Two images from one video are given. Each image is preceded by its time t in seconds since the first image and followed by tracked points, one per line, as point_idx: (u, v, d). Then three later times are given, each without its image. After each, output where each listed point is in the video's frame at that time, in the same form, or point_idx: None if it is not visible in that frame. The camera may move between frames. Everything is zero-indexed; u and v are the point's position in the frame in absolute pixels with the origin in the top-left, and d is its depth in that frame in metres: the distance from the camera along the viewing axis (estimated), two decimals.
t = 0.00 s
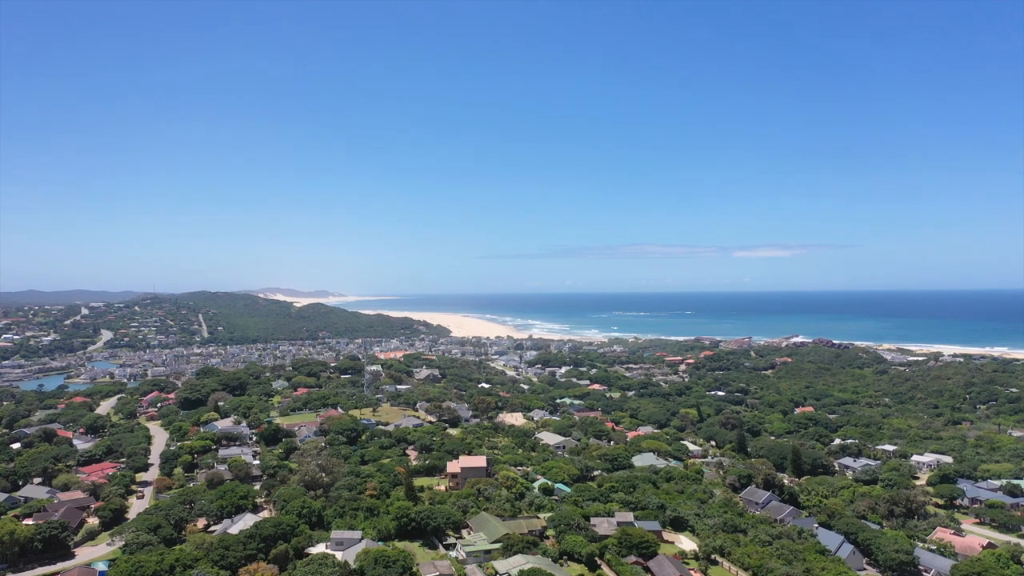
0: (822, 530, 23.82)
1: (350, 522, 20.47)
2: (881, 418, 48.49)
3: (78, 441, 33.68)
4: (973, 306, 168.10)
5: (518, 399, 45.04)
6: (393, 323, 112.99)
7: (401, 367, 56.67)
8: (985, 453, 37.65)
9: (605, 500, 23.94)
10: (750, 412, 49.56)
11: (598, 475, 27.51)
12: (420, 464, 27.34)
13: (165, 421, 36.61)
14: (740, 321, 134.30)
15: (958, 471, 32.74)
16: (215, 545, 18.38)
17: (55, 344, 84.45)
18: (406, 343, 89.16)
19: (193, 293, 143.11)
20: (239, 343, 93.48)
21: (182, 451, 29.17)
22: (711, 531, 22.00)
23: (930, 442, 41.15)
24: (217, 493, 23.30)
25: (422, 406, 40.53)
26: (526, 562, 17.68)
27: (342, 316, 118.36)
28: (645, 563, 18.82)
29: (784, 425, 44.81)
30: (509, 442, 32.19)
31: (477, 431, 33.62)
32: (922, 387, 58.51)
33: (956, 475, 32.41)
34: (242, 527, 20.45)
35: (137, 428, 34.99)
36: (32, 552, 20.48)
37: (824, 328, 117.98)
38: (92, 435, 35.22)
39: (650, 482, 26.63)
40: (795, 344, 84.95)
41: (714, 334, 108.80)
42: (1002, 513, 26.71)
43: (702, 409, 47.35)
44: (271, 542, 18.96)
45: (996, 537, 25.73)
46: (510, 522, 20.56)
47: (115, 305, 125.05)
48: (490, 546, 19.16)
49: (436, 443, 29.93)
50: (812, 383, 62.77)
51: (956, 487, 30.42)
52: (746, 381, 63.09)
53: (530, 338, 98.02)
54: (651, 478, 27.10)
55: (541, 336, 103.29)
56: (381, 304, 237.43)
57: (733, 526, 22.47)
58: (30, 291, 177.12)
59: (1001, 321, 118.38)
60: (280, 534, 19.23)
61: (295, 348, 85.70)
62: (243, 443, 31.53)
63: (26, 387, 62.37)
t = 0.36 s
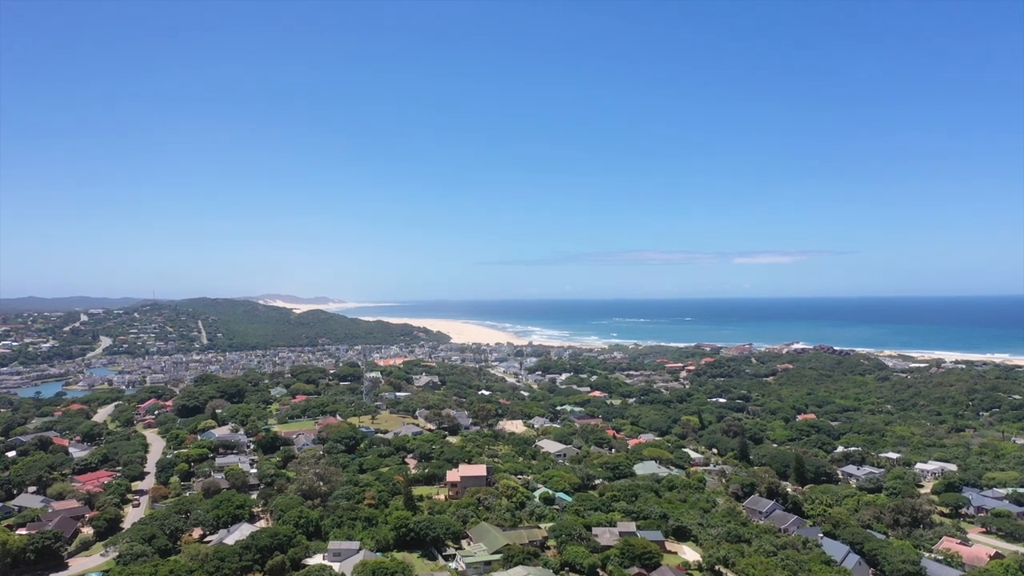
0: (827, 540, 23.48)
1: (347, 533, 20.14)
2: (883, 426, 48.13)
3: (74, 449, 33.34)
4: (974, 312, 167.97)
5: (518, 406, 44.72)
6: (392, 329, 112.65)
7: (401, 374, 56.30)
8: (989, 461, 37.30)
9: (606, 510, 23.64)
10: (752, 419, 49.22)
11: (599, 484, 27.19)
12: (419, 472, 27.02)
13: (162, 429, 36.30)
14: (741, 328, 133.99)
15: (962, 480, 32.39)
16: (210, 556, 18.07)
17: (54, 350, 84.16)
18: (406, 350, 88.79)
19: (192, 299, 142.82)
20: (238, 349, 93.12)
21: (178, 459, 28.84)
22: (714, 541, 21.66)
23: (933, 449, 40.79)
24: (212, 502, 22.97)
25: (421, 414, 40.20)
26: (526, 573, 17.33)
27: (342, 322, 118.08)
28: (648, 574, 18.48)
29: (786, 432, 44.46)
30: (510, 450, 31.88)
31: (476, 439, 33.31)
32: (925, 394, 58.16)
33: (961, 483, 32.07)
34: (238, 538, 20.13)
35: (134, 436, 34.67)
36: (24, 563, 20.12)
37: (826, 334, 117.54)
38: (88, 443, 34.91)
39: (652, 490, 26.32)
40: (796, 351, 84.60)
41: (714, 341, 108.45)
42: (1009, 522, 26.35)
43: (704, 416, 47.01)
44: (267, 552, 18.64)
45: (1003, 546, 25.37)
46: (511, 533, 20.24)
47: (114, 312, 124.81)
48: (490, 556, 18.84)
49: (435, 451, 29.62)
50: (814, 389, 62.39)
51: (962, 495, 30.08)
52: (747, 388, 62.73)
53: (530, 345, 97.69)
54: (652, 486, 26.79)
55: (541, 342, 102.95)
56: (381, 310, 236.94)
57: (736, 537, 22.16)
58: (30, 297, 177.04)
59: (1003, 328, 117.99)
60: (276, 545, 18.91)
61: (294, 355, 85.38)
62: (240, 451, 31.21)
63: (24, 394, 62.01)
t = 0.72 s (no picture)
0: (832, 550, 23.14)
1: (345, 543, 19.83)
2: (886, 433, 47.74)
3: (70, 457, 32.96)
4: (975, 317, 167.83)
5: (518, 413, 44.36)
6: (392, 335, 112.27)
7: (400, 381, 55.90)
8: (994, 468, 36.95)
9: (608, 519, 23.31)
10: (753, 426, 48.86)
11: (601, 493, 26.87)
12: (418, 481, 26.70)
13: (159, 436, 35.96)
14: (741, 334, 133.56)
15: (967, 488, 32.04)
16: (205, 567, 17.74)
17: (53, 357, 83.79)
18: (405, 357, 88.40)
19: (192, 305, 142.47)
20: (238, 356, 92.72)
21: (175, 467, 28.52)
22: (718, 551, 21.32)
23: (937, 457, 40.43)
24: (209, 512, 22.65)
25: (421, 421, 39.88)
26: None
27: (342, 328, 117.74)
28: None
29: (788, 439, 44.10)
30: (510, 458, 31.57)
31: (476, 447, 32.99)
32: (928, 400, 57.79)
33: (966, 491, 31.74)
34: (235, 548, 19.81)
35: (130, 444, 34.33)
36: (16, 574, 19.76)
37: (827, 340, 117.06)
38: (84, 451, 34.56)
39: (655, 499, 26.01)
40: (797, 357, 84.25)
41: (715, 347, 108.07)
42: (1015, 531, 26.00)
43: (705, 424, 46.65)
44: (263, 563, 18.32)
45: (1011, 556, 25.00)
46: (511, 543, 19.90)
47: (114, 318, 124.48)
48: (490, 567, 18.52)
49: (435, 460, 29.31)
50: (815, 396, 62.00)
51: (968, 503, 29.75)
52: (749, 394, 62.36)
53: (530, 351, 97.31)
54: (655, 495, 26.46)
55: (541, 349, 102.55)
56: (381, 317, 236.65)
57: (740, 547, 21.85)
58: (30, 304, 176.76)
59: (1004, 334, 117.59)
60: (273, 556, 18.59)
61: (294, 361, 85.00)
62: (238, 459, 30.88)
63: (21, 401, 61.56)
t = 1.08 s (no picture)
0: (837, 559, 22.83)
1: (343, 552, 19.55)
2: (889, 439, 47.41)
3: (66, 464, 32.66)
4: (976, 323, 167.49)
5: (519, 420, 44.07)
6: (392, 341, 111.96)
7: (400, 387, 55.62)
8: (998, 475, 36.63)
9: (610, 528, 23.01)
10: (755, 433, 48.53)
11: (602, 501, 26.56)
12: (418, 489, 26.42)
13: (157, 443, 35.66)
14: (742, 340, 133.16)
15: (972, 495, 31.72)
16: None
17: (52, 363, 83.49)
18: (405, 362, 88.07)
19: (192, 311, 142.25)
20: (237, 362, 92.40)
21: (172, 475, 28.22)
22: (722, 561, 21.01)
23: (941, 463, 40.11)
24: (205, 520, 22.35)
25: (420, 427, 39.57)
26: None
27: (342, 334, 117.43)
28: None
29: (791, 446, 43.79)
30: (510, 465, 31.28)
31: (476, 454, 32.71)
32: (930, 406, 57.47)
33: (971, 499, 31.41)
34: (231, 557, 19.51)
35: (127, 451, 34.02)
36: None
37: (829, 346, 116.63)
38: (81, 458, 34.26)
39: (657, 507, 25.72)
40: (798, 363, 83.96)
41: (716, 353, 107.76)
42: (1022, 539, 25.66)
43: (707, 430, 46.32)
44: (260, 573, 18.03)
45: (1018, 565, 24.67)
46: (511, 552, 19.62)
47: (113, 324, 124.18)
48: None
49: (435, 467, 29.02)
50: (817, 402, 61.65)
51: (973, 511, 29.43)
52: (750, 401, 62.01)
53: (530, 357, 97.00)
54: (657, 503, 26.16)
55: (542, 355, 102.21)
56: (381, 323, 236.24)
57: (744, 556, 21.54)
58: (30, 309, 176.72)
59: (1007, 340, 117.15)
60: (270, 566, 18.29)
61: (293, 367, 84.66)
62: (235, 466, 30.58)
63: (19, 407, 61.26)
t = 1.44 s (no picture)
0: (843, 569, 22.45)
1: (341, 563, 19.21)
2: (892, 447, 47.00)
3: (62, 472, 32.34)
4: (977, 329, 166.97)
5: (519, 427, 43.72)
6: (392, 348, 111.56)
7: (399, 394, 55.25)
8: (1003, 483, 36.25)
9: (612, 538, 22.67)
10: (757, 440, 48.14)
11: (604, 509, 26.22)
12: (417, 498, 26.11)
13: (154, 451, 35.32)
14: (743, 346, 132.72)
15: (978, 503, 31.34)
16: None
17: (50, 369, 83.14)
18: (404, 369, 87.64)
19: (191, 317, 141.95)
20: (237, 368, 92.04)
21: (168, 483, 27.89)
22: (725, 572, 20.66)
23: (945, 471, 39.73)
24: (201, 529, 22.01)
25: (420, 435, 39.21)
26: None
27: (342, 340, 117.06)
28: None
29: (793, 453, 43.42)
30: (510, 473, 30.95)
31: (476, 462, 32.37)
32: (933, 413, 57.06)
33: (977, 507, 31.06)
34: (226, 568, 19.19)
35: (124, 459, 33.69)
36: None
37: (830, 352, 116.12)
38: (77, 466, 33.92)
39: (659, 516, 25.38)
40: (799, 369, 83.55)
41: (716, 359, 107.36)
42: None
43: (708, 437, 45.97)
44: None
45: None
46: (512, 563, 19.29)
47: (113, 330, 123.83)
48: None
49: (434, 475, 28.67)
50: (819, 409, 61.25)
51: (979, 520, 29.09)
52: (752, 407, 61.62)
53: (530, 363, 96.63)
54: (659, 512, 25.82)
55: (542, 361, 101.78)
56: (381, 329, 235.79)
57: (748, 566, 21.19)
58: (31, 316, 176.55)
59: (1009, 346, 116.58)
60: None
61: (292, 374, 84.28)
62: (233, 474, 30.25)
63: (17, 414, 60.92)
